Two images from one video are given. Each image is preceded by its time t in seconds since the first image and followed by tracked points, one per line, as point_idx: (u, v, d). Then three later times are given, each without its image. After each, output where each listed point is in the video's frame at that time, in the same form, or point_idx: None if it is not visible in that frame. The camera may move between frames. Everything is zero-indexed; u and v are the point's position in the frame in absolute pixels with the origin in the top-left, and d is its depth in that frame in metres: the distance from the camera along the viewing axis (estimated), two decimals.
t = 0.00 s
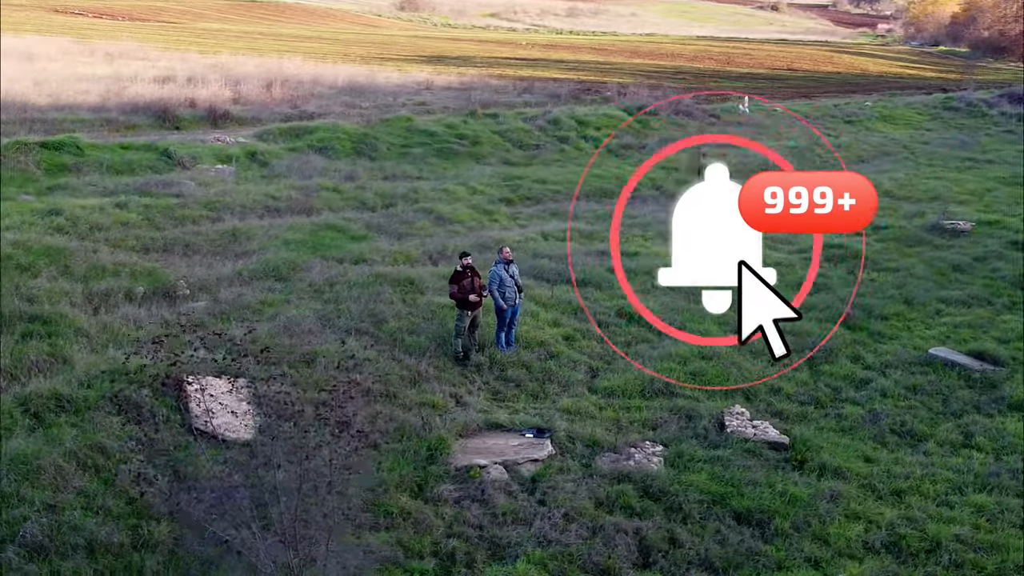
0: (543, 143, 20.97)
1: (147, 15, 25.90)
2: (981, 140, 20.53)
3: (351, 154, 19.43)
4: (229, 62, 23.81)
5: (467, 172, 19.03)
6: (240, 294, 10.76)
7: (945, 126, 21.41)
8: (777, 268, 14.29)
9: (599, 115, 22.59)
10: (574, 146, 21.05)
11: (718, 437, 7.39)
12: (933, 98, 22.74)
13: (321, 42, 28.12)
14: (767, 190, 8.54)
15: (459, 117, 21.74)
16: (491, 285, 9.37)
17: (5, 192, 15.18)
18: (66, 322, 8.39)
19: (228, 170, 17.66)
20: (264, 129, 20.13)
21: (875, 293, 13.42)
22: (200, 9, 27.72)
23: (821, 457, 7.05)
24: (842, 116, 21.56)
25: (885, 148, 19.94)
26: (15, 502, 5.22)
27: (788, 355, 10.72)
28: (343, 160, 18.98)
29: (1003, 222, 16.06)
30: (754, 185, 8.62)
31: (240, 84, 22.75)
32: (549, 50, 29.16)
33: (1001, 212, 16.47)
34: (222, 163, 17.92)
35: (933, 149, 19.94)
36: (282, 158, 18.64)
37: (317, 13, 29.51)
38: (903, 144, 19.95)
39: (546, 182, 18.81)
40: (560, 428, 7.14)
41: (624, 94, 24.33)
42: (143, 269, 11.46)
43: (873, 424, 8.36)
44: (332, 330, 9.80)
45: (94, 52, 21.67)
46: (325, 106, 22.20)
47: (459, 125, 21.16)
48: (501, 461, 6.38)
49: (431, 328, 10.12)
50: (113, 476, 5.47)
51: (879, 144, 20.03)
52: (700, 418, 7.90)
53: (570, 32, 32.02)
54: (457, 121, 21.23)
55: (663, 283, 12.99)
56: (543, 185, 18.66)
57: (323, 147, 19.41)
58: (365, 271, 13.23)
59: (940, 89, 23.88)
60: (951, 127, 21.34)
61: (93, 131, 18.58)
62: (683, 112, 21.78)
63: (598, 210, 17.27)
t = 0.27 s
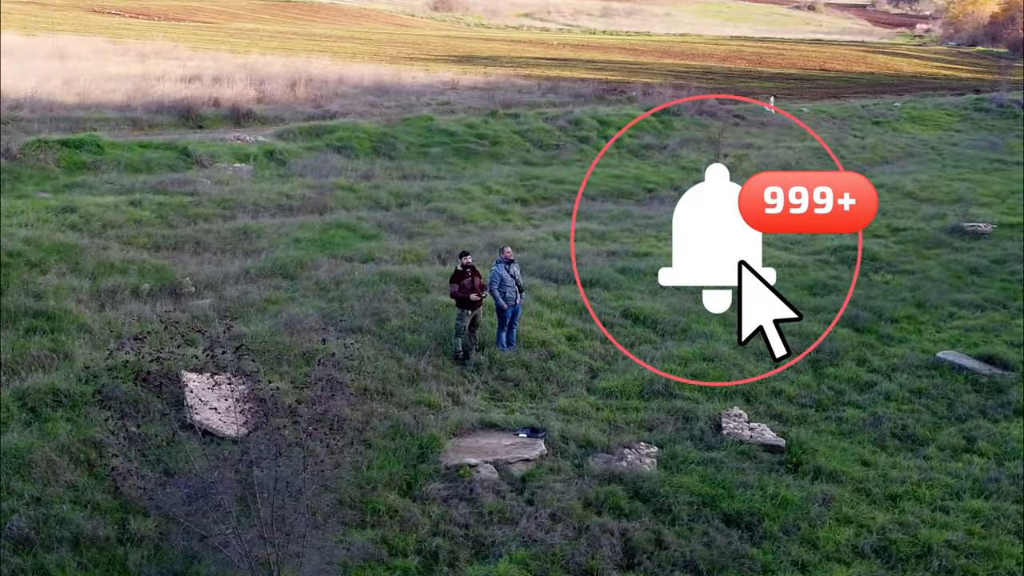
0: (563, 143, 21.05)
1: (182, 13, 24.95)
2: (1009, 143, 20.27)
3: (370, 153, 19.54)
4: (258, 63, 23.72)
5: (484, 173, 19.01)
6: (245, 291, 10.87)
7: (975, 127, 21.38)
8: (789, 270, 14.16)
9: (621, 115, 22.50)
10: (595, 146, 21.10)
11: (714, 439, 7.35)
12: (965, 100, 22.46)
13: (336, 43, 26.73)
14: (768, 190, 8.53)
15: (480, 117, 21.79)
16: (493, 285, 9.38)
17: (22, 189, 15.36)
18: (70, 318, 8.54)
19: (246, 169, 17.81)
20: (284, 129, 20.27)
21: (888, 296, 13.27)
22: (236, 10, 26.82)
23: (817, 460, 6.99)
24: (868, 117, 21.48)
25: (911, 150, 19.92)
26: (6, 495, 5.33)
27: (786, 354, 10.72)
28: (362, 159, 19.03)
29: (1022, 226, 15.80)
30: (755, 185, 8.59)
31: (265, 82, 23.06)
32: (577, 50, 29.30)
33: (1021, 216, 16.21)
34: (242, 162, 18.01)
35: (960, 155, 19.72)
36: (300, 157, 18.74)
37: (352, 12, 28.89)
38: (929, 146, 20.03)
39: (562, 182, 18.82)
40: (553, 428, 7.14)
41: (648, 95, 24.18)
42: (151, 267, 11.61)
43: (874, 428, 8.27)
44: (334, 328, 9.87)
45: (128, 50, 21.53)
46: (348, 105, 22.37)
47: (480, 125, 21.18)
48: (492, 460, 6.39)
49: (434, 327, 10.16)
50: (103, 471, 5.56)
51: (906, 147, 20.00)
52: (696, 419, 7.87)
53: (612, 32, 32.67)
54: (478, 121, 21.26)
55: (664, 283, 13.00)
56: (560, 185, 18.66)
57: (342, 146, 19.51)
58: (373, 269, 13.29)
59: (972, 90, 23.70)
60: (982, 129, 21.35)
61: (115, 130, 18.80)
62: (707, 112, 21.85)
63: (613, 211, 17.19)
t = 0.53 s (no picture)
0: (583, 143, 20.99)
1: (217, 11, 21.25)
2: None
3: (389, 152, 19.57)
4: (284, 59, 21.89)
5: (501, 173, 18.95)
6: (250, 289, 10.95)
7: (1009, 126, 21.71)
8: (800, 272, 14.01)
9: (644, 114, 22.36)
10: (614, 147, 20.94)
11: (709, 440, 7.31)
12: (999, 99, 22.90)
13: (371, 49, 23.54)
14: (766, 190, 8.60)
15: (501, 117, 21.67)
16: (493, 284, 9.38)
17: (40, 187, 15.19)
18: (74, 313, 8.67)
19: (264, 169, 17.78)
20: (304, 128, 20.34)
21: (899, 297, 13.11)
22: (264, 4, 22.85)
23: (811, 463, 6.94)
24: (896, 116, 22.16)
25: (937, 151, 20.16)
26: None
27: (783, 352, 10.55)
28: (379, 159, 19.04)
29: None
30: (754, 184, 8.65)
31: (290, 82, 22.03)
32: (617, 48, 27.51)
33: None
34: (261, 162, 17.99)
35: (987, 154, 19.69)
36: (320, 155, 18.80)
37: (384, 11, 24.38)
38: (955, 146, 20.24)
39: (579, 182, 18.68)
40: (546, 427, 7.14)
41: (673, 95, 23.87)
42: (159, 264, 11.73)
43: (874, 431, 8.19)
44: (336, 326, 9.93)
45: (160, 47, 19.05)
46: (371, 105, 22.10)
47: (498, 125, 21.20)
48: (481, 458, 6.40)
49: (436, 326, 10.19)
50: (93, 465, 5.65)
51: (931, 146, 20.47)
52: (692, 420, 7.83)
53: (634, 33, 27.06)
54: (498, 120, 21.29)
55: (664, 283, 12.92)
56: (578, 185, 18.55)
57: (360, 146, 19.51)
58: (381, 267, 13.32)
59: (1006, 89, 24.40)
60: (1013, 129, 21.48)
61: (136, 129, 18.47)
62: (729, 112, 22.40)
63: (627, 211, 17.05)
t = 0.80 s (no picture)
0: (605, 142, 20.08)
1: (254, 11, 22.36)
2: None
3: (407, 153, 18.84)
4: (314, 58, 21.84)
5: (518, 172, 18.24)
6: (255, 286, 11.04)
7: None
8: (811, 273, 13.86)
9: (667, 114, 21.40)
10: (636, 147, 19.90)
11: (703, 442, 7.29)
12: None
13: (400, 46, 23.03)
14: (766, 190, 8.55)
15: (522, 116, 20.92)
16: (494, 284, 9.39)
17: (58, 184, 15.21)
18: (78, 310, 8.81)
19: (281, 168, 17.41)
20: (326, 128, 19.82)
21: (911, 300, 12.92)
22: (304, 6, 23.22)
23: (805, 465, 6.89)
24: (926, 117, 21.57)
25: (965, 152, 19.64)
26: None
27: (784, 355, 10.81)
28: (397, 159, 18.38)
29: None
30: (753, 186, 8.59)
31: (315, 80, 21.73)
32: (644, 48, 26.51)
33: None
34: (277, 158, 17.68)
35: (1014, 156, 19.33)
36: (338, 154, 18.24)
37: (419, 11, 23.96)
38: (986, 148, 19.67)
39: (599, 181, 17.97)
40: (539, 426, 7.13)
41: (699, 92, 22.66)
42: (167, 262, 11.86)
43: (874, 434, 8.11)
44: (338, 324, 9.99)
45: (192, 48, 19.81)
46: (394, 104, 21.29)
47: (521, 125, 20.36)
48: (471, 456, 6.43)
49: (438, 325, 10.22)
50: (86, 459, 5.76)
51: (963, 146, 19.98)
52: (688, 422, 7.80)
53: (667, 32, 25.20)
54: (520, 120, 20.45)
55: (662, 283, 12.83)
56: (595, 185, 17.86)
57: (380, 145, 18.85)
58: (388, 265, 13.33)
59: None
60: None
61: (158, 127, 18.30)
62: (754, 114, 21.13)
63: (643, 211, 16.51)
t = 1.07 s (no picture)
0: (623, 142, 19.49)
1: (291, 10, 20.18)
2: None
3: (427, 151, 18.70)
4: (342, 58, 21.27)
5: (536, 172, 18.12)
6: (260, 284, 11.14)
7: None
8: (823, 275, 13.68)
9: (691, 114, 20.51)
10: (657, 146, 19.36)
11: (696, 444, 7.27)
12: None
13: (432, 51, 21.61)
14: (767, 190, 8.48)
15: (543, 116, 20.58)
16: (494, 283, 9.42)
17: (76, 181, 15.36)
18: (84, 305, 8.95)
19: (300, 166, 17.47)
20: (348, 126, 19.63)
21: (923, 304, 12.76)
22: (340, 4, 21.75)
23: (798, 469, 6.84)
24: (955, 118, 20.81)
25: (996, 154, 19.20)
26: None
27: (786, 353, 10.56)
28: (416, 158, 18.30)
29: None
30: (753, 184, 8.53)
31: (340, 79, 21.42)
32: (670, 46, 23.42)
33: None
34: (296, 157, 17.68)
35: None
36: (357, 153, 18.20)
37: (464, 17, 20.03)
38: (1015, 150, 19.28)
39: (617, 181, 17.69)
40: (532, 426, 7.13)
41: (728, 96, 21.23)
42: (176, 259, 11.99)
43: (872, 438, 8.03)
44: (340, 322, 10.07)
45: (219, 48, 19.90)
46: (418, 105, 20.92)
47: (543, 125, 20.08)
48: (461, 456, 6.46)
49: (439, 324, 10.24)
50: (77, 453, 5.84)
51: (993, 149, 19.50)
52: (683, 423, 7.77)
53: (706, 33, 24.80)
54: (542, 120, 20.14)
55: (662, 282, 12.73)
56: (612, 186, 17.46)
57: (400, 144, 18.72)
58: (395, 263, 13.35)
59: None
60: None
61: (181, 126, 18.33)
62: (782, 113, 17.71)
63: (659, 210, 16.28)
